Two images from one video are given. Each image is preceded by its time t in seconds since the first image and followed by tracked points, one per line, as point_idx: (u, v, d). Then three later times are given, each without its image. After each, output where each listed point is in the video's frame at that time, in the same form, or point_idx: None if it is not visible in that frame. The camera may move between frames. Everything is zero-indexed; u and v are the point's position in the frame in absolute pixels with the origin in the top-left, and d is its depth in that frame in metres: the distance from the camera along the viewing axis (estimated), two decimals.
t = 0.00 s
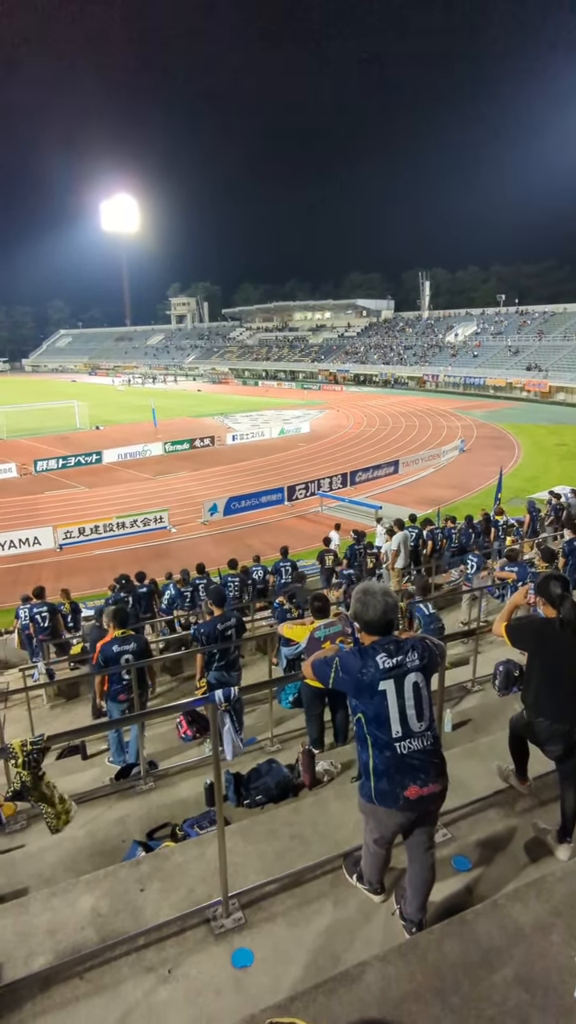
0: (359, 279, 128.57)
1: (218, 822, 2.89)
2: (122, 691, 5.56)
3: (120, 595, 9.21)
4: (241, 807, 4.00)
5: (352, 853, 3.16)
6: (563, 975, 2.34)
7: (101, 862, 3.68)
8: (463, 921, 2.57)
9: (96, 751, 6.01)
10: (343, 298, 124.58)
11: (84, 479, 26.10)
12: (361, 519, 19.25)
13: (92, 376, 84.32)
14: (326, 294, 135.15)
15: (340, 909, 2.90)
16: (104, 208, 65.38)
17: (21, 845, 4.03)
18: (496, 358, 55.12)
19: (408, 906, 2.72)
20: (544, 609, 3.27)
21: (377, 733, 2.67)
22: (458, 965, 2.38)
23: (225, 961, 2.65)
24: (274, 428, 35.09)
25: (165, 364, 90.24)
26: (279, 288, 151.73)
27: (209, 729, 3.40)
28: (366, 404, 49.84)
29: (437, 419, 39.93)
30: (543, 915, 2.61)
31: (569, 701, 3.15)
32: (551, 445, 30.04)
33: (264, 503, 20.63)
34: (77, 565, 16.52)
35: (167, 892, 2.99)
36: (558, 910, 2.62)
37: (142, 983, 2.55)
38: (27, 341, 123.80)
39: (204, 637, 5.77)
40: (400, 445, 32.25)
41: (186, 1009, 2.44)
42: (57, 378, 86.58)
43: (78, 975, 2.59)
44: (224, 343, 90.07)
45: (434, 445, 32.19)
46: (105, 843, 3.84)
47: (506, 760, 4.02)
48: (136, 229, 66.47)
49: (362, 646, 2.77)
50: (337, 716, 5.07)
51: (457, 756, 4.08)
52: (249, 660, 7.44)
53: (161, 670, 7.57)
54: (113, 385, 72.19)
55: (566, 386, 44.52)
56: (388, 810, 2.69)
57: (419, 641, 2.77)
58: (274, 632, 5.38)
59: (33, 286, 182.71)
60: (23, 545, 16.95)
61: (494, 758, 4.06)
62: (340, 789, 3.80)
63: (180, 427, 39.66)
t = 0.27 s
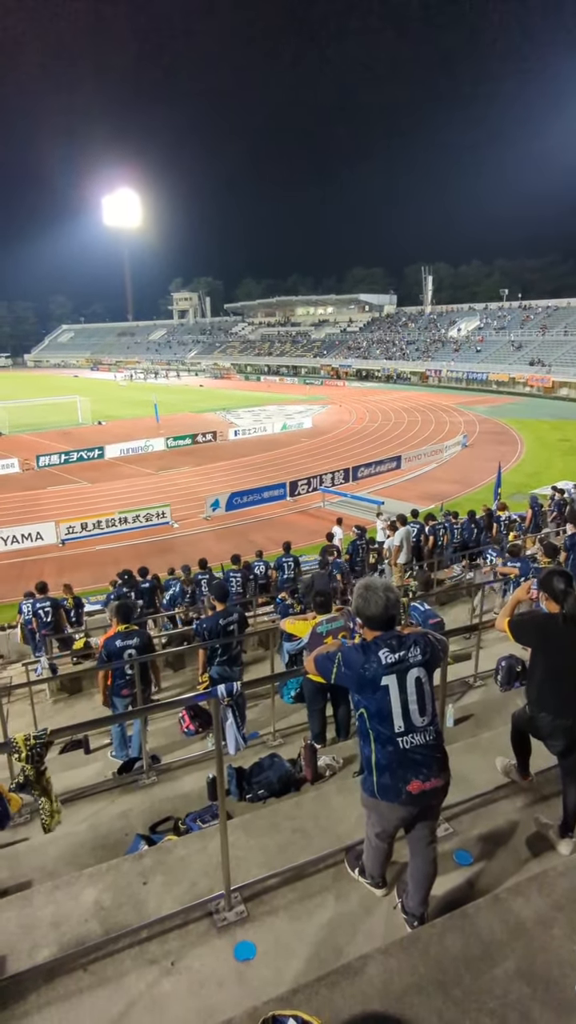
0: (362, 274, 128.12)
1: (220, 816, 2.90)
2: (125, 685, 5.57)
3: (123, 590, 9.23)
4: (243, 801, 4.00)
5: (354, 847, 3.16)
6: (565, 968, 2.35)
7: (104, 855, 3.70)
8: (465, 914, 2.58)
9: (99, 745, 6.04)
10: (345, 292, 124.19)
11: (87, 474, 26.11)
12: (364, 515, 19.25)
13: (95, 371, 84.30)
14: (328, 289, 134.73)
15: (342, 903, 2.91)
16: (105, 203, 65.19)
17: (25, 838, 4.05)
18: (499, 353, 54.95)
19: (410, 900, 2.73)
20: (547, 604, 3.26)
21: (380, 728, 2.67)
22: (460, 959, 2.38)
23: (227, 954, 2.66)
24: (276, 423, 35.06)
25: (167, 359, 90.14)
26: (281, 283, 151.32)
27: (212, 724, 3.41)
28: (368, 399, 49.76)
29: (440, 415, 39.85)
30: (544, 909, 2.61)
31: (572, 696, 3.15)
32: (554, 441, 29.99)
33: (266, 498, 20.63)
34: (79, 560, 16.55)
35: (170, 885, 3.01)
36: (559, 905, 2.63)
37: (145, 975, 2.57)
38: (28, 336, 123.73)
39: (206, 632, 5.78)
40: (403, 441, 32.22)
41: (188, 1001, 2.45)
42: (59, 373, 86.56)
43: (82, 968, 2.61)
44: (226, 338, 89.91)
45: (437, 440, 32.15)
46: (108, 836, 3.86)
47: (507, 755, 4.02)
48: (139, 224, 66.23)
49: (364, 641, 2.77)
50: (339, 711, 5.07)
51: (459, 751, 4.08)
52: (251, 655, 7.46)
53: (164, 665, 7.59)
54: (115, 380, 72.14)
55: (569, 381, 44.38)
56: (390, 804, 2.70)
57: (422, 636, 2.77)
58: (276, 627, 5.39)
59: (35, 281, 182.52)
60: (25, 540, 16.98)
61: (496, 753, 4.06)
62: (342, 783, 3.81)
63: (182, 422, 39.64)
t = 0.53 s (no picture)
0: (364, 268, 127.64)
1: (222, 810, 2.90)
2: (128, 680, 5.60)
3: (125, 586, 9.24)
4: (245, 796, 4.02)
5: (355, 842, 3.17)
6: (565, 961, 2.36)
7: (106, 849, 3.71)
8: (466, 909, 2.58)
9: (102, 739, 6.06)
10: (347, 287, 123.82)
11: (88, 470, 26.11)
12: (365, 511, 19.24)
13: (96, 366, 84.22)
14: (330, 284, 134.32)
15: (344, 897, 2.92)
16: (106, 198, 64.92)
17: (28, 833, 4.07)
18: (502, 348, 54.79)
19: (412, 894, 2.74)
20: (549, 600, 3.26)
21: (382, 723, 2.68)
22: (461, 952, 2.39)
23: (229, 947, 2.67)
24: (277, 419, 35.00)
25: (168, 355, 89.96)
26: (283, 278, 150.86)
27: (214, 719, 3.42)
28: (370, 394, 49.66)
29: (442, 410, 39.75)
30: (545, 903, 2.62)
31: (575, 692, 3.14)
32: (556, 436, 29.89)
33: (268, 493, 20.61)
34: (81, 556, 16.58)
35: (172, 879, 3.02)
36: (559, 899, 2.64)
37: (148, 968, 2.58)
38: (30, 331, 123.53)
39: (208, 627, 5.80)
40: (404, 436, 32.19)
41: (190, 993, 2.47)
42: (60, 369, 86.43)
43: (85, 961, 2.62)
44: (227, 334, 89.72)
45: (439, 436, 32.10)
46: (111, 830, 3.88)
47: (508, 750, 4.03)
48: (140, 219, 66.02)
49: (366, 636, 2.77)
50: (341, 707, 5.09)
51: (460, 747, 4.09)
52: (253, 651, 7.48)
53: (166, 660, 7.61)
54: (116, 376, 71.99)
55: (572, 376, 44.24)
56: (392, 800, 2.70)
57: (422, 631, 2.77)
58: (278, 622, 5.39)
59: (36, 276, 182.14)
60: (27, 536, 16.99)
61: (497, 749, 4.06)
62: (343, 778, 3.82)
63: (184, 418, 39.62)
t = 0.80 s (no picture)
0: (364, 265, 127.38)
1: (221, 807, 2.90)
2: (127, 676, 5.61)
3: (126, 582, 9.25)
4: (245, 792, 4.02)
5: (354, 838, 3.18)
6: (564, 957, 2.36)
7: (106, 845, 3.72)
8: (464, 905, 2.59)
9: (101, 735, 6.08)
10: (348, 284, 123.59)
11: (88, 467, 26.10)
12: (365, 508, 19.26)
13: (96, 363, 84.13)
14: (330, 281, 134.10)
15: (342, 893, 2.92)
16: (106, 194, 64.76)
17: (28, 828, 4.08)
18: (502, 345, 54.75)
19: (411, 890, 2.74)
20: (548, 598, 3.26)
21: (381, 720, 2.68)
22: (460, 948, 2.40)
23: (228, 943, 2.68)
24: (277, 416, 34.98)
25: (168, 352, 89.85)
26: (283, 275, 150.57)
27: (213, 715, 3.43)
28: (370, 391, 49.63)
29: (443, 407, 39.71)
30: (544, 899, 2.63)
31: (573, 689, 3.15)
32: (556, 434, 29.89)
33: (267, 491, 20.62)
34: (81, 553, 16.59)
35: (172, 875, 3.03)
36: (557, 894, 2.65)
37: (147, 963, 2.59)
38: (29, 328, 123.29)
39: (208, 624, 5.80)
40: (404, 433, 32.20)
41: (189, 988, 2.47)
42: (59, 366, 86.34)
43: (85, 956, 2.62)
44: (227, 331, 89.56)
45: (439, 433, 32.09)
46: (111, 826, 3.89)
47: (507, 746, 4.04)
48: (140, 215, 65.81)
49: (365, 633, 2.77)
50: (340, 703, 5.10)
51: (460, 743, 4.09)
52: (253, 648, 7.48)
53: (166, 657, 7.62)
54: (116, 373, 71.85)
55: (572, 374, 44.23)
56: (391, 796, 2.70)
57: (421, 628, 2.77)
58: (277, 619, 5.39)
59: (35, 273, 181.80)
60: (27, 533, 16.98)
61: (496, 745, 4.07)
62: (343, 775, 3.83)
63: (184, 415, 39.58)
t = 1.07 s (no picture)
0: (362, 264, 127.37)
1: (217, 805, 2.90)
2: (124, 674, 5.61)
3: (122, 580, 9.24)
4: (241, 790, 4.03)
5: (350, 836, 3.19)
6: (559, 956, 2.37)
7: (103, 843, 3.72)
8: (460, 903, 2.60)
9: (98, 734, 6.07)
10: (345, 283, 123.60)
11: (85, 465, 26.04)
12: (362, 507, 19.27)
13: (93, 361, 83.86)
14: (328, 280, 134.06)
15: (338, 891, 2.93)
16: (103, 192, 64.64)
17: (24, 826, 4.07)
18: (499, 344, 54.83)
19: (407, 888, 2.75)
20: (544, 597, 3.28)
21: (377, 718, 2.68)
22: (455, 945, 2.41)
23: (223, 940, 2.69)
24: (274, 415, 34.99)
25: (165, 350, 89.69)
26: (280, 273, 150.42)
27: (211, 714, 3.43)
28: (367, 390, 49.65)
29: (440, 406, 39.76)
30: (539, 897, 2.64)
31: (569, 687, 3.15)
32: (553, 433, 29.96)
33: (265, 489, 20.63)
34: (78, 551, 16.57)
35: (168, 872, 3.03)
36: (552, 892, 2.66)
37: (143, 961, 2.59)
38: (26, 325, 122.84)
39: (204, 622, 5.80)
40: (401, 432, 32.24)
41: (185, 986, 2.47)
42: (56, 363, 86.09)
43: (81, 954, 2.62)
44: (224, 329, 89.45)
45: (436, 432, 32.14)
46: (107, 824, 3.89)
47: (503, 745, 4.05)
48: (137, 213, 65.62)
49: (362, 632, 2.78)
50: (337, 702, 5.10)
51: (455, 742, 4.11)
52: (249, 646, 7.49)
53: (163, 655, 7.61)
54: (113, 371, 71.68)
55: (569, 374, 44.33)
56: (388, 794, 2.71)
57: (418, 627, 2.78)
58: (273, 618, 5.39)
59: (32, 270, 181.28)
60: (23, 531, 16.95)
61: (493, 743, 4.09)
62: (339, 773, 3.84)
63: (181, 413, 39.55)
